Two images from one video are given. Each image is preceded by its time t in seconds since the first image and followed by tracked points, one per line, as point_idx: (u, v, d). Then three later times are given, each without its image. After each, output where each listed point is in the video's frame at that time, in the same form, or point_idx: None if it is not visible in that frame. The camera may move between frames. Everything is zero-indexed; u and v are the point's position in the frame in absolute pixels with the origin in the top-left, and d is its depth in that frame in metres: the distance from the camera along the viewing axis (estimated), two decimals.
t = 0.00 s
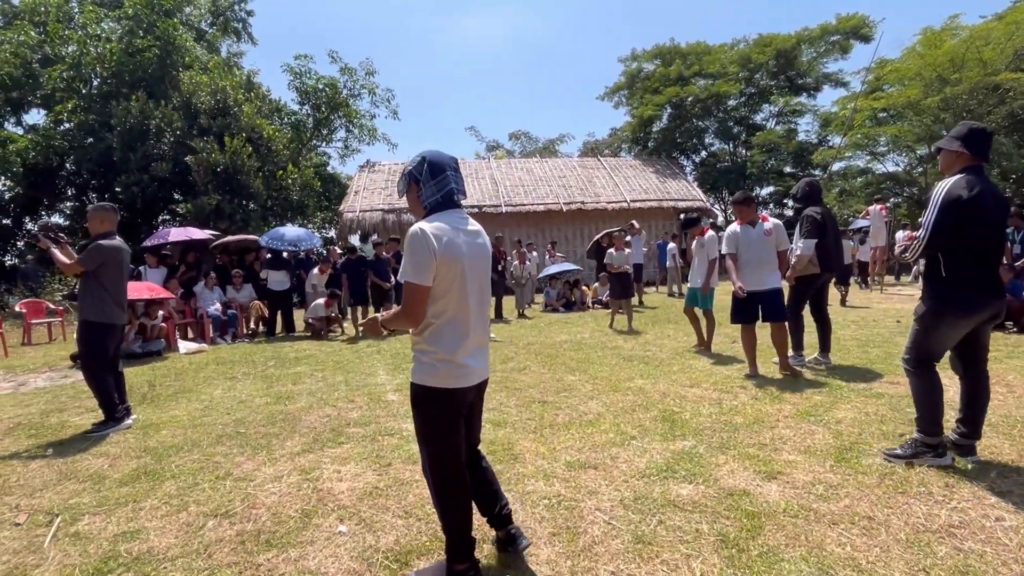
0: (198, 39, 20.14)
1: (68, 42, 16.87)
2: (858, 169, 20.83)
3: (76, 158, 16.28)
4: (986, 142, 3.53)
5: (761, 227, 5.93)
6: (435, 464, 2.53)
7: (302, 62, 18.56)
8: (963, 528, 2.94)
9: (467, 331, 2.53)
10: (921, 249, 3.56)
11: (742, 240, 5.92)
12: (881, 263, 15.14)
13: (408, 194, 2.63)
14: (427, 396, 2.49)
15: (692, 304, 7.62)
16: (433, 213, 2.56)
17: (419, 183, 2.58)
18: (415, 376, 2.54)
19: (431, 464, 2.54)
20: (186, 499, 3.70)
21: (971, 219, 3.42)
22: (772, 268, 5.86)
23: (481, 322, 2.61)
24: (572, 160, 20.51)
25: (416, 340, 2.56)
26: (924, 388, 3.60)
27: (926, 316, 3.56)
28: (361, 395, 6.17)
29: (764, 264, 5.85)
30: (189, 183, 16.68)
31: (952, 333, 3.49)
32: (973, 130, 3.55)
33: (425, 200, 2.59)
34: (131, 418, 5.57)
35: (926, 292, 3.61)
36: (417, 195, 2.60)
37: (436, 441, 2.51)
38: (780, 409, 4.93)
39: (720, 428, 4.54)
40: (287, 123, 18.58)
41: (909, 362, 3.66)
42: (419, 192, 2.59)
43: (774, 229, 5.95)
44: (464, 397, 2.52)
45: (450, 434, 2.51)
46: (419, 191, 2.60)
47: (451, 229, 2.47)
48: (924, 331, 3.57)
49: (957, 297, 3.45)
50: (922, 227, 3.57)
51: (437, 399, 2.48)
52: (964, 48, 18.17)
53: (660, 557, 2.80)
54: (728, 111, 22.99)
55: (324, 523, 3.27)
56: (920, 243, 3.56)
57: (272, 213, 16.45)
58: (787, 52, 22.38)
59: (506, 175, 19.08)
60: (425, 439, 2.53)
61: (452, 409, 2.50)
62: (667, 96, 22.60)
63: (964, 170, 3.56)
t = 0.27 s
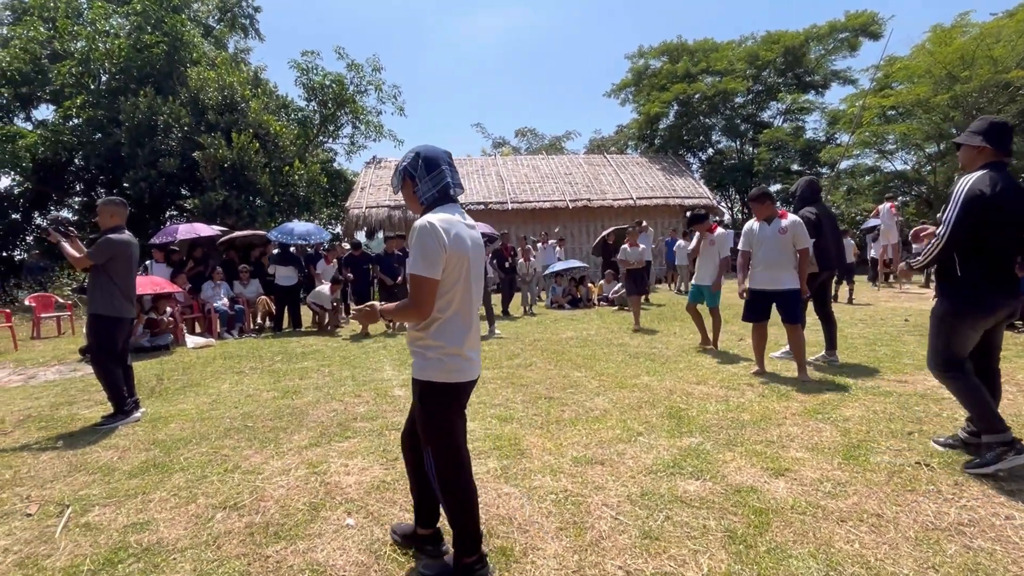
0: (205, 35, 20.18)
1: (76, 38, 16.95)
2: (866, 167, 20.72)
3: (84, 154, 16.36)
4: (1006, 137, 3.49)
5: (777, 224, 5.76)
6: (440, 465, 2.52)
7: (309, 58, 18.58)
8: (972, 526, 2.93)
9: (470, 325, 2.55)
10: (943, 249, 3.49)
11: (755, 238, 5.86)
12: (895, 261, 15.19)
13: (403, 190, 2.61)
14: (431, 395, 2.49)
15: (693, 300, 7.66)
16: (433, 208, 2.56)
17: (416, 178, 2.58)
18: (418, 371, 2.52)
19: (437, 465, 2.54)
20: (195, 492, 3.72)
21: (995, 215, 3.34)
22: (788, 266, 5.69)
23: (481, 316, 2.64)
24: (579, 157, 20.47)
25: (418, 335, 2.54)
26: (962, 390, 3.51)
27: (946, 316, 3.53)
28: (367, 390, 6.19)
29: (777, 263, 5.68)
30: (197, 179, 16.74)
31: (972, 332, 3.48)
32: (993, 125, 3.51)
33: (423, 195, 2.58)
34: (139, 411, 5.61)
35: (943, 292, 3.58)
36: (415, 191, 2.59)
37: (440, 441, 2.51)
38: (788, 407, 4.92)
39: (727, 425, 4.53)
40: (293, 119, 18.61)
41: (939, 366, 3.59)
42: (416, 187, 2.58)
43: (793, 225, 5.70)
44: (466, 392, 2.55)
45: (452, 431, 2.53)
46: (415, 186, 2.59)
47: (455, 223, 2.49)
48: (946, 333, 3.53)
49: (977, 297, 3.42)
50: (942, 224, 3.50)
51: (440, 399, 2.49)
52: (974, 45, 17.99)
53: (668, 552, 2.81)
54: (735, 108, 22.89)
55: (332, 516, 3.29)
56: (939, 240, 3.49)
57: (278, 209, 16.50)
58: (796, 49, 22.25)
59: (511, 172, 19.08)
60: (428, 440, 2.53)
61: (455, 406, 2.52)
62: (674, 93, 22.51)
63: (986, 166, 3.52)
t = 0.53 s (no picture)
0: (210, 29, 20.16)
1: (81, 30, 16.95)
2: (871, 165, 20.67)
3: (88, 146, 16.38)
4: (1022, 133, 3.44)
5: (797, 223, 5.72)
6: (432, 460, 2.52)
7: (313, 52, 18.57)
8: (973, 525, 2.94)
9: (457, 320, 2.58)
10: (966, 259, 3.47)
11: (774, 237, 5.85)
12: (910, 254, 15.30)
13: (392, 185, 2.59)
14: (420, 390, 2.49)
15: (696, 297, 7.63)
16: (422, 205, 2.57)
17: (407, 175, 2.57)
18: (405, 366, 2.51)
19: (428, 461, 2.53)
20: (198, 483, 3.74)
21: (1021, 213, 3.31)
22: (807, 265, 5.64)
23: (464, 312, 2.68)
24: (582, 154, 20.43)
25: (404, 330, 2.54)
26: (1003, 395, 3.42)
27: (973, 318, 3.48)
28: (370, 384, 6.21)
29: (794, 261, 5.64)
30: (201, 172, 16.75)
31: (1002, 332, 3.44)
32: (1007, 120, 3.47)
33: (412, 192, 2.59)
34: (143, 403, 5.63)
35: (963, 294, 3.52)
36: (403, 187, 2.59)
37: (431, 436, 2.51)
38: (789, 405, 4.93)
39: (729, 422, 4.55)
40: (297, 113, 18.60)
41: (980, 372, 3.49)
42: (406, 183, 2.58)
43: (813, 225, 5.67)
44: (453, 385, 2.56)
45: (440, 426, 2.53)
46: (404, 182, 2.58)
47: (447, 220, 2.51)
48: (977, 335, 3.48)
49: (1004, 296, 3.40)
50: (965, 226, 3.47)
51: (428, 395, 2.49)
52: (981, 43, 17.86)
53: (668, 548, 2.82)
54: (740, 105, 22.85)
55: (335, 508, 3.31)
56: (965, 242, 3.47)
57: (282, 203, 16.52)
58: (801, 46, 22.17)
59: (515, 167, 19.07)
60: (418, 436, 2.52)
61: (444, 401, 2.53)
62: (678, 90, 22.42)
63: (1003, 163, 3.48)
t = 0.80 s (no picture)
0: (209, 19, 20.07)
1: (80, 19, 16.87)
2: (871, 163, 20.66)
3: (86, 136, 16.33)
4: None
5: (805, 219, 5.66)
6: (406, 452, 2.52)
7: (313, 43, 18.49)
8: (967, 521, 2.96)
9: (424, 311, 2.58)
10: None
11: (780, 232, 5.80)
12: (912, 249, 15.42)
13: (362, 177, 2.57)
14: (390, 384, 2.48)
15: (692, 294, 7.57)
16: (390, 199, 2.57)
17: (377, 167, 2.57)
18: (375, 358, 2.49)
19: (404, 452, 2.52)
20: (196, 474, 3.75)
21: None
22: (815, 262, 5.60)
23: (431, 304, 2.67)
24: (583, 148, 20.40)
25: (373, 322, 2.51)
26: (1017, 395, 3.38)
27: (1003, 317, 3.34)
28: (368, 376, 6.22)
29: (802, 258, 5.59)
30: (200, 163, 16.74)
31: None
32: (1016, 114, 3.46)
33: (383, 186, 2.59)
34: (142, 393, 5.64)
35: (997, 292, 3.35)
36: (370, 181, 2.58)
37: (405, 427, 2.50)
38: (787, 401, 4.94)
39: (726, 418, 4.56)
40: (297, 104, 18.55)
41: (998, 373, 3.40)
42: (378, 177, 2.58)
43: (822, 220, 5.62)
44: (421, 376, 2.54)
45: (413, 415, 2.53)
46: (376, 176, 2.59)
47: (415, 213, 2.52)
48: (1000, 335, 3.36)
49: None
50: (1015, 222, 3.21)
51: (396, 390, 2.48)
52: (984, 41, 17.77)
53: (664, 541, 2.83)
54: (741, 102, 22.86)
55: (333, 500, 3.33)
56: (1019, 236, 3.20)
57: (281, 194, 16.49)
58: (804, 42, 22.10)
59: (514, 161, 19.03)
60: (392, 427, 2.51)
61: (415, 391, 2.52)
62: (680, 85, 22.35)
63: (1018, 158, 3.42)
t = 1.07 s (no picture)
0: (205, 6, 19.91)
1: (73, 4, 16.71)
2: (867, 159, 20.72)
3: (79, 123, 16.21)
4: None
5: (799, 215, 5.59)
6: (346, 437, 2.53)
7: (309, 32, 18.38)
8: (954, 514, 2.99)
9: (392, 299, 2.59)
10: None
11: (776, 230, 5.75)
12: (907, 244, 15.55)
13: (329, 167, 2.59)
14: (347, 367, 2.49)
15: (685, 288, 7.57)
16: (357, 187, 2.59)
17: (344, 157, 2.60)
18: (343, 345, 2.49)
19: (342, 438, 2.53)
20: (191, 462, 3.76)
21: None
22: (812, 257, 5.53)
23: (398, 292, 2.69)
24: (579, 141, 20.37)
25: (342, 309, 2.50)
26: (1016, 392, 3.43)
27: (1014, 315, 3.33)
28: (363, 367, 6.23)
29: (797, 256, 5.53)
30: (195, 152, 16.65)
31: None
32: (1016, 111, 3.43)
33: (350, 175, 2.64)
34: (136, 382, 5.63)
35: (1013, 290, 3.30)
36: (337, 171, 2.62)
37: (349, 411, 2.52)
38: (779, 394, 4.98)
39: (719, 411, 4.60)
40: (293, 94, 18.43)
41: (1001, 371, 3.43)
42: (346, 167, 2.62)
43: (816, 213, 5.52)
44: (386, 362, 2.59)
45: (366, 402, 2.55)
46: (343, 166, 2.63)
47: (383, 201, 2.53)
48: (1008, 332, 3.37)
49: None
50: None
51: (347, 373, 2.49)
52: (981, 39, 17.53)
53: (655, 532, 2.86)
54: (739, 96, 22.86)
55: (327, 489, 3.34)
56: None
57: (276, 184, 16.43)
58: (802, 37, 22.09)
59: (511, 153, 19.00)
60: (339, 412, 2.52)
61: (374, 378, 2.54)
62: (677, 79, 22.31)
63: None
